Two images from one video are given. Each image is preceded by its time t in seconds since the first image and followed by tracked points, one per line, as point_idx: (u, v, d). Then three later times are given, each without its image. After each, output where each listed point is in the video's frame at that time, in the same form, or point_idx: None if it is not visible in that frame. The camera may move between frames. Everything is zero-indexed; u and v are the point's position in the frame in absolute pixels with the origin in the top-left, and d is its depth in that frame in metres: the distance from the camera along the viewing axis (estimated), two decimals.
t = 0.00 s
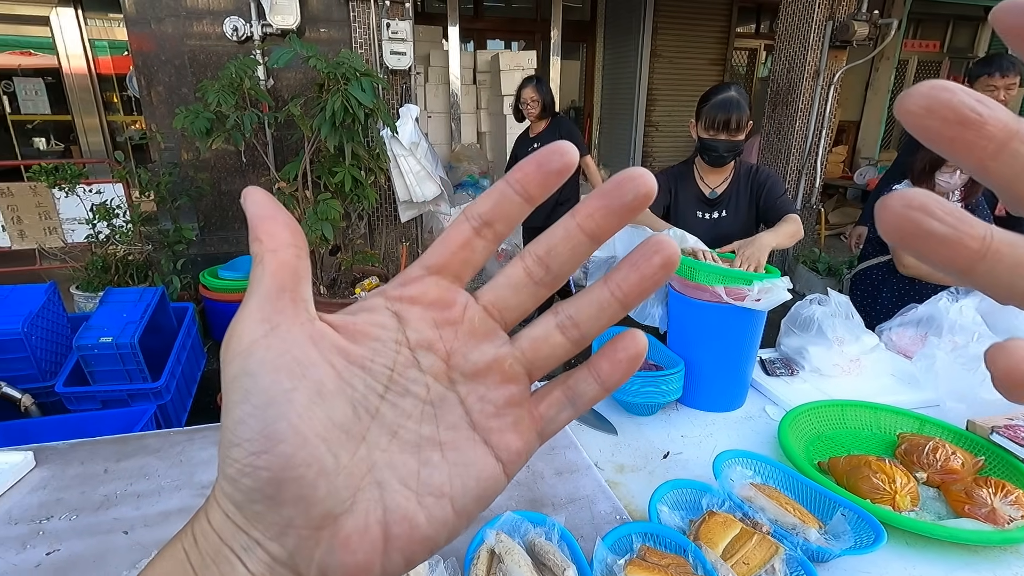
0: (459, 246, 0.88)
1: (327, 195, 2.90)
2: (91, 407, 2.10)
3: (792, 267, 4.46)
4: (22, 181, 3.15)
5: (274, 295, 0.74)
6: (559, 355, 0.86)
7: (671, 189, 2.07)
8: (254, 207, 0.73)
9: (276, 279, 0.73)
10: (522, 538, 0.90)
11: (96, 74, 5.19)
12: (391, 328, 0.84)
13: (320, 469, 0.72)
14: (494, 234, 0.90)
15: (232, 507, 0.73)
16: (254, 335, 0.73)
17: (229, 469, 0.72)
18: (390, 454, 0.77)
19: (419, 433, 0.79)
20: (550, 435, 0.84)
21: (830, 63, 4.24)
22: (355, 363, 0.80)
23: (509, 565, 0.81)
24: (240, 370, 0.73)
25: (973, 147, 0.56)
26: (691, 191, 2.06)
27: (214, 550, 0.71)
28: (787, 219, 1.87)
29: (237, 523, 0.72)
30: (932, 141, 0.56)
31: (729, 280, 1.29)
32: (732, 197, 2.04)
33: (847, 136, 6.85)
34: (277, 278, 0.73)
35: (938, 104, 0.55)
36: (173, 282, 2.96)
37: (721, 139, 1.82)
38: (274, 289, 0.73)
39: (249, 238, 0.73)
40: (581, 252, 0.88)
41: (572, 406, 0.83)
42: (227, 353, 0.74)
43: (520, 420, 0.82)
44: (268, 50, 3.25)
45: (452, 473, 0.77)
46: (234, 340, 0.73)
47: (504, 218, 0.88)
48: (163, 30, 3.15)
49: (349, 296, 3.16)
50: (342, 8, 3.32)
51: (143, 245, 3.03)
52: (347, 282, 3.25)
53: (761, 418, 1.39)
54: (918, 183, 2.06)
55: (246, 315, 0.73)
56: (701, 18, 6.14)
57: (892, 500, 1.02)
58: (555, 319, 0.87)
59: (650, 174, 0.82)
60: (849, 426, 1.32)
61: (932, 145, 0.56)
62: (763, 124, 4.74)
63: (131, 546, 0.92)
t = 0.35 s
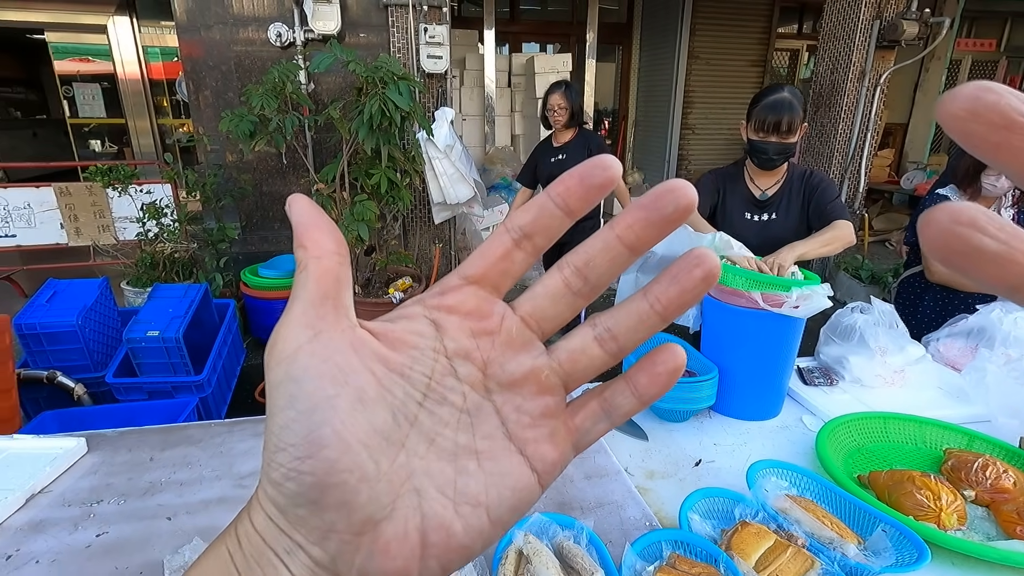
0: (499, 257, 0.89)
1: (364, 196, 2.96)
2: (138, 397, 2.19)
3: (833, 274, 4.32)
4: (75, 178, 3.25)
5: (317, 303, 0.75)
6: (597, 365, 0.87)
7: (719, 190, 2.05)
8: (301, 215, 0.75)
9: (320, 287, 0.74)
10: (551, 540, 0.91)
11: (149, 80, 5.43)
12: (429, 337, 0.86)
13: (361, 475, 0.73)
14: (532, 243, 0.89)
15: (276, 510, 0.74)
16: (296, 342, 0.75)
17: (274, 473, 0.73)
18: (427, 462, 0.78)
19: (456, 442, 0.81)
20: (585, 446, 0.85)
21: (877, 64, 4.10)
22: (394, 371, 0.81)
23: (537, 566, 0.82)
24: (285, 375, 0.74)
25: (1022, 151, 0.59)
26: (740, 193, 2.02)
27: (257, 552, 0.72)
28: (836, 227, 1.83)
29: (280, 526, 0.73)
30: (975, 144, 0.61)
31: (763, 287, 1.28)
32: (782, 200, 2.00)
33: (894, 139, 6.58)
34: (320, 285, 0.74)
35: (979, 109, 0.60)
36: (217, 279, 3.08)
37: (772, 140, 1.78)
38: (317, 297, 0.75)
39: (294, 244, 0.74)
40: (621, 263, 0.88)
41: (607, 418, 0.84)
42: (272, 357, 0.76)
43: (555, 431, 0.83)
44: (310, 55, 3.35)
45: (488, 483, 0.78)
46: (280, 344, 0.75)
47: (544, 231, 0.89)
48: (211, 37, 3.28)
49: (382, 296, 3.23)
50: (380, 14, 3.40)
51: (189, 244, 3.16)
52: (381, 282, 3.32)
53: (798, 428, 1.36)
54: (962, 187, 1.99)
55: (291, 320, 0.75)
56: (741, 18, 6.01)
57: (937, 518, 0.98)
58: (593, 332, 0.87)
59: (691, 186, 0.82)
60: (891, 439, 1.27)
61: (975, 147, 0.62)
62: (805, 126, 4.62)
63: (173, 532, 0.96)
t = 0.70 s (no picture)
0: (529, 259, 0.90)
1: (419, 199, 3.04)
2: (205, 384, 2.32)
3: (902, 287, 4.07)
4: (155, 178, 3.50)
5: (352, 299, 0.76)
6: (624, 366, 0.88)
7: (777, 198, 1.98)
8: (336, 214, 0.76)
9: (354, 283, 0.76)
10: (595, 546, 0.90)
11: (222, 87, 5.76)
12: (458, 334, 0.87)
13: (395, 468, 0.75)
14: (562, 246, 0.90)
15: (311, 501, 0.75)
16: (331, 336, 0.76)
17: (310, 463, 0.75)
18: (457, 457, 0.79)
19: (484, 438, 0.81)
20: (610, 444, 0.86)
21: (957, 65, 3.84)
22: (426, 367, 0.83)
23: (580, 570, 0.82)
24: (321, 369, 0.76)
25: None
26: (801, 202, 1.95)
27: (293, 542, 0.74)
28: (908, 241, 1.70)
29: (315, 517, 0.75)
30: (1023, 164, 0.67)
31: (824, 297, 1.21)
32: (848, 210, 1.91)
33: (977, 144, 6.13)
34: (355, 282, 0.76)
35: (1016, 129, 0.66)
36: (278, 275, 3.25)
37: (836, 149, 1.71)
38: (351, 293, 0.76)
39: (329, 242, 0.75)
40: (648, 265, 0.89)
41: (631, 418, 0.85)
42: (307, 351, 0.77)
43: (580, 429, 0.84)
44: (371, 62, 3.46)
45: (515, 479, 0.79)
46: (314, 339, 0.76)
47: (573, 233, 0.90)
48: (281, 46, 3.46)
49: (432, 296, 3.33)
50: (439, 21, 3.49)
51: (254, 242, 3.33)
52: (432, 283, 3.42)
53: (860, 448, 1.29)
54: None
55: (326, 315, 0.76)
56: (807, 19, 5.77)
57: (1016, 551, 0.91)
58: (618, 332, 0.88)
59: (720, 192, 0.82)
60: (965, 465, 1.18)
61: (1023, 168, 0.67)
62: (875, 131, 4.38)
63: (235, 512, 1.02)
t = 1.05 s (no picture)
0: (544, 271, 0.89)
1: (473, 202, 3.10)
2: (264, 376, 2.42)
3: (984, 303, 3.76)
4: (227, 180, 3.71)
5: (372, 306, 0.77)
6: (636, 380, 0.87)
7: (808, 205, 1.88)
8: (355, 220, 0.75)
9: (372, 292, 0.76)
10: (641, 555, 0.89)
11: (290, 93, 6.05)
12: (473, 344, 0.87)
13: (410, 474, 0.75)
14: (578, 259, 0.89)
15: (330, 505, 0.76)
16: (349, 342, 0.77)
17: (329, 469, 0.76)
18: (470, 465, 0.79)
19: (497, 446, 0.81)
20: (621, 457, 0.84)
21: None
22: (441, 376, 0.83)
23: None
24: (340, 376, 0.77)
25: None
26: (832, 208, 1.86)
27: (311, 546, 0.74)
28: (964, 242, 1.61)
29: (332, 521, 0.75)
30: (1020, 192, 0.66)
31: (897, 311, 1.14)
32: (883, 213, 1.82)
33: None
34: (373, 290, 0.76)
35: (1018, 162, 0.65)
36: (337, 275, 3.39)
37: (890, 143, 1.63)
38: (370, 300, 0.77)
39: (350, 250, 0.74)
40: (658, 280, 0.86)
41: (643, 429, 0.83)
42: (327, 357, 0.78)
43: (592, 440, 0.83)
44: (430, 68, 3.56)
45: (527, 488, 0.78)
46: (335, 346, 0.77)
47: (589, 248, 0.89)
48: (346, 53, 3.59)
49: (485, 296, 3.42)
50: (497, 26, 3.53)
51: (315, 241, 3.50)
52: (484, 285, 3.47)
53: (930, 472, 1.21)
54: None
55: (347, 322, 0.77)
56: (882, 17, 5.44)
57: None
58: (631, 345, 0.87)
59: (732, 207, 0.79)
60: None
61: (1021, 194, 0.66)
62: (955, 135, 4.09)
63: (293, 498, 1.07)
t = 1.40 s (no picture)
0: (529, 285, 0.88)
1: (531, 205, 3.12)
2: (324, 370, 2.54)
3: None
4: (297, 181, 3.89)
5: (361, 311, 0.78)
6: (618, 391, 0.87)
7: (859, 215, 1.79)
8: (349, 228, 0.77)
9: (361, 299, 0.77)
10: (694, 570, 0.87)
11: (358, 98, 6.31)
12: (460, 354, 0.87)
13: (395, 484, 0.76)
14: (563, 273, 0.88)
15: (313, 513, 0.77)
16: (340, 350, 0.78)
17: (314, 476, 0.77)
18: (454, 476, 0.79)
19: (480, 456, 0.81)
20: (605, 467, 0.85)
21: None
22: (427, 385, 0.83)
23: None
24: (326, 383, 0.78)
25: None
26: (884, 217, 1.78)
27: (293, 553, 0.75)
28: None
29: (315, 529, 0.76)
30: (999, 231, 0.64)
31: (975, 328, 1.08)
32: (938, 220, 1.75)
33: None
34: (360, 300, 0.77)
35: (998, 202, 0.63)
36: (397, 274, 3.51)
37: (936, 154, 1.57)
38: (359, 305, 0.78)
39: (341, 258, 0.77)
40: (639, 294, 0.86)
41: (626, 440, 0.83)
42: (313, 368, 0.79)
43: (575, 451, 0.83)
44: (493, 73, 3.61)
45: (509, 498, 0.79)
46: (322, 354, 0.78)
47: (575, 261, 0.86)
48: (413, 60, 3.71)
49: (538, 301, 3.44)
50: (561, 32, 3.55)
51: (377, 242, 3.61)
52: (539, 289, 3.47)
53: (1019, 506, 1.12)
54: None
55: (333, 330, 0.78)
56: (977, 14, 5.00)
57: None
58: (616, 358, 0.87)
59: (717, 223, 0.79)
60: None
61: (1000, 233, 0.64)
62: None
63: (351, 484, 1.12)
